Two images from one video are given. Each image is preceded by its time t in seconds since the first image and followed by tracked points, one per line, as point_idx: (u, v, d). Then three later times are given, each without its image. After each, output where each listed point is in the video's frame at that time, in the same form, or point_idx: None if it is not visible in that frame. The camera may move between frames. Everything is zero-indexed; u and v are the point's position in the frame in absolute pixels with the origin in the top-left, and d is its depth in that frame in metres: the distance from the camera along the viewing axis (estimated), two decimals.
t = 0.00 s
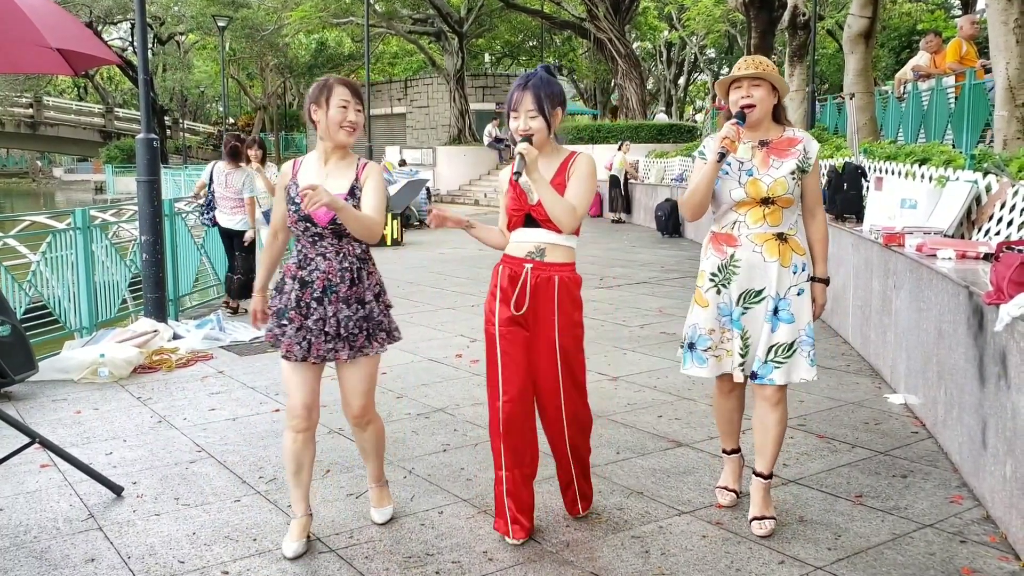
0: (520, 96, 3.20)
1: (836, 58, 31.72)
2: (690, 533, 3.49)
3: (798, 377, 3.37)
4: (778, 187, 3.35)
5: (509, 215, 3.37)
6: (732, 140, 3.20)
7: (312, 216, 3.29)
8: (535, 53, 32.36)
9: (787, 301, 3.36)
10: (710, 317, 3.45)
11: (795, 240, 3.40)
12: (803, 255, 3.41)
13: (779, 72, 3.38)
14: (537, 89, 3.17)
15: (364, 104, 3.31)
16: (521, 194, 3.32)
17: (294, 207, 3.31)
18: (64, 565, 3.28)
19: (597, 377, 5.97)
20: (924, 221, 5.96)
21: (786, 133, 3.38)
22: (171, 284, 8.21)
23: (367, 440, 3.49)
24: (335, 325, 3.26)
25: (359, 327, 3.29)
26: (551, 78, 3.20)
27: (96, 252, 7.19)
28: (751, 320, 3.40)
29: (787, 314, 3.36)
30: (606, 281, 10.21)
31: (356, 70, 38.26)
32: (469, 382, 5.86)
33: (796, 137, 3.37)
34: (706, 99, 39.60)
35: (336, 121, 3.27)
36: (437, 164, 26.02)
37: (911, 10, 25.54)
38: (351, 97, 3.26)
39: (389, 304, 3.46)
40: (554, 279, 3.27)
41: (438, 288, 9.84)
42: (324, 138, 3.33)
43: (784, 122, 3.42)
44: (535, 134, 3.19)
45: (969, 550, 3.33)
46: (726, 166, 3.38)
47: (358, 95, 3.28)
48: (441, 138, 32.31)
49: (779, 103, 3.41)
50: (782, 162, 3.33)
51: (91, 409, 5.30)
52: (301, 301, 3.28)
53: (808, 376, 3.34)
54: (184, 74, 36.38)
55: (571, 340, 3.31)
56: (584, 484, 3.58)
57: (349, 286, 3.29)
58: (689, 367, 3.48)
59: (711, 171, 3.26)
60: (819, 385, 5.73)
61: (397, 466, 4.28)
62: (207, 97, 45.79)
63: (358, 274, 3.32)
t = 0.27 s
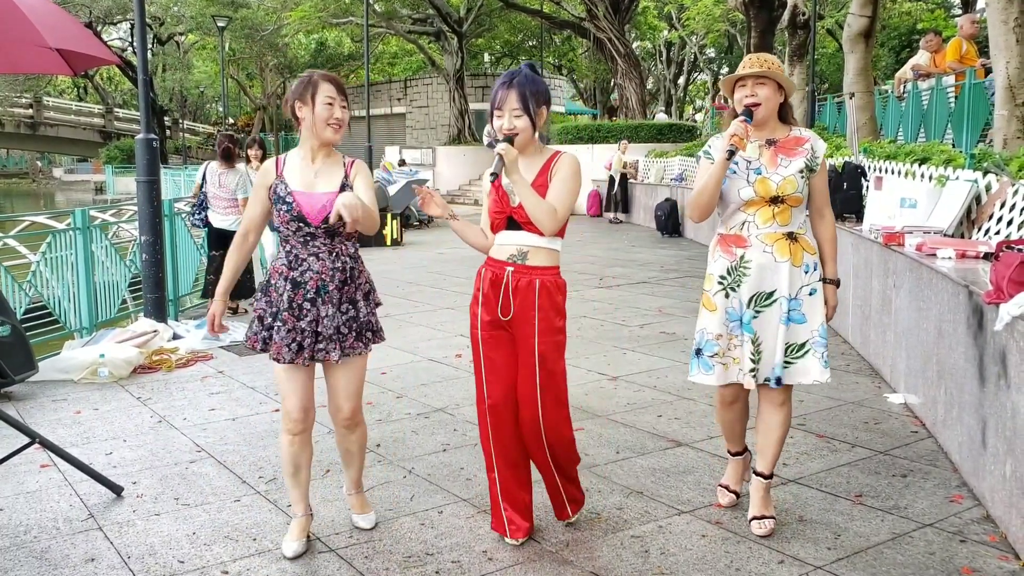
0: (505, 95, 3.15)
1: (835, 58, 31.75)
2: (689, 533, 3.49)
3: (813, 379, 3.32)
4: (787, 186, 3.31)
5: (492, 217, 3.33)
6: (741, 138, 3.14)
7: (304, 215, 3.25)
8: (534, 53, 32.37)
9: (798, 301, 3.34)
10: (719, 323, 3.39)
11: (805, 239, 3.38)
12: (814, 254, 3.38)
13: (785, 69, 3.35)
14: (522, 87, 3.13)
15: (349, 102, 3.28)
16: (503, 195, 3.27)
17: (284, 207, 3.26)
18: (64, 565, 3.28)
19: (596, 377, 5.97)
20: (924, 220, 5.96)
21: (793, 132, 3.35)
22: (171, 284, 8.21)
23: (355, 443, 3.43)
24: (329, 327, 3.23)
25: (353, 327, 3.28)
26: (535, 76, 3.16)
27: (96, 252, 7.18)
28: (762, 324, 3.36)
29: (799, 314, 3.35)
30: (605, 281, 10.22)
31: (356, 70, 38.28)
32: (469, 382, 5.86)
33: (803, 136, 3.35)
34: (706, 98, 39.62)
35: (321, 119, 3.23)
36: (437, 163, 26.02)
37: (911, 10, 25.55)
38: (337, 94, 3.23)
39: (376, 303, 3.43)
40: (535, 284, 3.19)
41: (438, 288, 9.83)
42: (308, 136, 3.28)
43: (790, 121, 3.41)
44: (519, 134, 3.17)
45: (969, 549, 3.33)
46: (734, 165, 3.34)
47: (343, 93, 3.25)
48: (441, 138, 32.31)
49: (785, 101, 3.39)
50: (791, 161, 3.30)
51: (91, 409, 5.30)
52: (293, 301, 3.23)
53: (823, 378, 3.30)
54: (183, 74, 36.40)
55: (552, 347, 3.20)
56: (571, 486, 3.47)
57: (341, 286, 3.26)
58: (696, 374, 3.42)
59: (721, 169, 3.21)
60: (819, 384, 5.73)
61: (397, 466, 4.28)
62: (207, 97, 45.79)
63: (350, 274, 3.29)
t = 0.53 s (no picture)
0: (498, 96, 3.09)
1: (836, 57, 31.74)
2: (689, 532, 3.49)
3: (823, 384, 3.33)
4: (791, 188, 3.26)
5: (487, 219, 3.29)
6: (742, 138, 3.11)
7: (291, 223, 3.18)
8: (534, 52, 32.36)
9: (805, 304, 3.28)
10: (723, 326, 3.31)
11: (809, 241, 3.32)
12: (818, 257, 3.33)
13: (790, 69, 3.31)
14: (517, 89, 3.07)
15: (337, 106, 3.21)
16: (498, 198, 3.24)
17: (271, 214, 3.19)
18: (64, 565, 3.28)
19: (596, 376, 5.97)
20: (924, 219, 5.96)
21: (798, 134, 3.31)
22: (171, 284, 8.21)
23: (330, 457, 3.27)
24: (321, 334, 3.15)
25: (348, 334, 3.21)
26: (528, 76, 3.12)
27: (96, 252, 7.18)
28: (767, 328, 3.27)
29: (806, 317, 3.29)
30: (605, 280, 10.21)
31: (356, 70, 38.27)
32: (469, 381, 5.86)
33: (808, 137, 3.30)
34: (706, 98, 39.64)
35: (309, 123, 3.16)
36: (436, 163, 26.02)
37: (911, 8, 25.56)
38: (324, 98, 3.15)
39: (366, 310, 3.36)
40: (533, 285, 3.17)
41: (438, 287, 9.83)
42: (295, 142, 3.20)
43: (795, 122, 3.36)
44: (514, 135, 3.11)
45: (969, 549, 3.33)
46: (737, 166, 3.29)
47: (331, 97, 3.18)
48: (441, 137, 32.30)
49: (789, 101, 3.33)
50: (795, 162, 3.26)
51: (91, 409, 5.30)
52: (281, 310, 3.16)
53: (832, 382, 3.31)
54: (183, 74, 36.40)
55: (543, 349, 3.16)
56: (545, 500, 3.33)
57: (331, 295, 3.19)
58: (700, 377, 3.35)
59: (722, 169, 3.15)
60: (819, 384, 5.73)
61: (397, 466, 4.27)
62: (207, 97, 45.81)
63: (340, 282, 3.22)
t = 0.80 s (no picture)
0: (496, 95, 3.03)
1: (836, 56, 31.74)
2: (690, 532, 3.49)
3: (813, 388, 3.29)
4: (797, 187, 3.21)
5: (480, 221, 3.20)
6: (746, 132, 3.07)
7: (272, 222, 3.02)
8: (534, 52, 32.36)
9: (803, 306, 3.24)
10: (720, 324, 3.28)
11: (812, 243, 3.27)
12: (819, 259, 3.29)
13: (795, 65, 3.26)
14: (515, 88, 3.02)
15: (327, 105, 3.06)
16: (493, 200, 3.17)
17: (250, 213, 3.04)
18: (64, 564, 3.28)
19: (596, 376, 5.96)
20: (924, 219, 5.95)
21: (804, 131, 3.27)
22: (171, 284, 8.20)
23: (294, 470, 2.98)
24: (300, 338, 2.97)
25: (330, 338, 2.99)
26: (524, 74, 3.06)
27: (96, 252, 7.17)
28: (765, 328, 3.24)
29: (803, 319, 3.24)
30: (605, 280, 10.21)
31: (356, 70, 38.27)
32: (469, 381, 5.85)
33: (814, 136, 3.27)
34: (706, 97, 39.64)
35: (297, 124, 3.00)
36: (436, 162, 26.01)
37: (911, 8, 25.56)
38: (313, 97, 3.01)
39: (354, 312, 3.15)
40: (533, 283, 3.12)
41: (438, 287, 9.82)
42: (283, 142, 3.03)
43: (801, 119, 3.30)
44: (513, 136, 3.07)
45: (969, 548, 3.33)
46: (742, 162, 3.23)
47: (320, 96, 3.03)
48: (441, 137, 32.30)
49: (795, 97, 3.29)
50: (801, 161, 3.22)
51: (91, 409, 5.29)
52: (260, 314, 3.01)
53: (820, 386, 3.26)
54: (183, 74, 36.41)
55: (545, 347, 3.11)
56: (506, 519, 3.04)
57: (311, 296, 3.00)
58: (706, 376, 3.31)
59: (726, 161, 3.11)
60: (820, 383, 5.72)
61: (397, 465, 4.27)
62: (207, 97, 45.81)
63: (323, 282, 3.02)
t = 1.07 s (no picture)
0: (489, 97, 2.97)
1: (836, 55, 31.72)
2: (690, 532, 3.49)
3: (795, 390, 3.28)
4: (797, 187, 3.20)
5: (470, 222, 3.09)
6: (747, 126, 3.07)
7: (252, 221, 2.97)
8: (534, 51, 32.34)
9: (795, 310, 3.22)
10: (717, 326, 3.24)
11: (807, 246, 3.26)
12: (813, 263, 3.27)
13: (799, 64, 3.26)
14: (509, 89, 2.97)
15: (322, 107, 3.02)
16: (487, 201, 3.08)
17: (233, 211, 2.99)
18: (65, 564, 3.28)
19: (597, 376, 5.96)
20: (924, 218, 5.95)
21: (805, 132, 3.26)
22: (171, 284, 8.20)
23: (292, 486, 2.94)
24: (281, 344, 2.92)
25: (312, 344, 2.92)
26: (517, 75, 3.00)
27: (97, 252, 7.18)
28: (760, 329, 3.22)
29: (794, 323, 3.23)
30: (605, 280, 10.20)
31: (357, 70, 38.27)
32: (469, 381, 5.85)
33: (815, 136, 3.26)
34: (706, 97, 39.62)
35: (291, 124, 2.97)
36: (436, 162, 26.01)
37: (911, 7, 25.57)
38: (309, 99, 2.97)
39: (349, 316, 3.08)
40: (524, 288, 3.03)
41: (438, 287, 9.82)
42: (275, 142, 3.00)
43: (803, 118, 3.30)
44: (506, 139, 3.01)
45: (970, 548, 3.32)
46: (741, 160, 3.23)
47: (316, 97, 3.00)
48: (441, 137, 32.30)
49: (798, 96, 3.29)
50: (802, 161, 3.20)
51: (92, 409, 5.29)
52: (241, 318, 2.97)
53: (805, 391, 3.24)
54: (183, 74, 36.40)
55: (544, 353, 3.04)
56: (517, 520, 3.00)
57: (291, 299, 2.93)
58: (698, 379, 3.29)
59: (725, 157, 3.12)
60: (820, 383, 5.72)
61: (397, 465, 4.27)
62: (207, 97, 45.80)
63: (304, 284, 2.96)
